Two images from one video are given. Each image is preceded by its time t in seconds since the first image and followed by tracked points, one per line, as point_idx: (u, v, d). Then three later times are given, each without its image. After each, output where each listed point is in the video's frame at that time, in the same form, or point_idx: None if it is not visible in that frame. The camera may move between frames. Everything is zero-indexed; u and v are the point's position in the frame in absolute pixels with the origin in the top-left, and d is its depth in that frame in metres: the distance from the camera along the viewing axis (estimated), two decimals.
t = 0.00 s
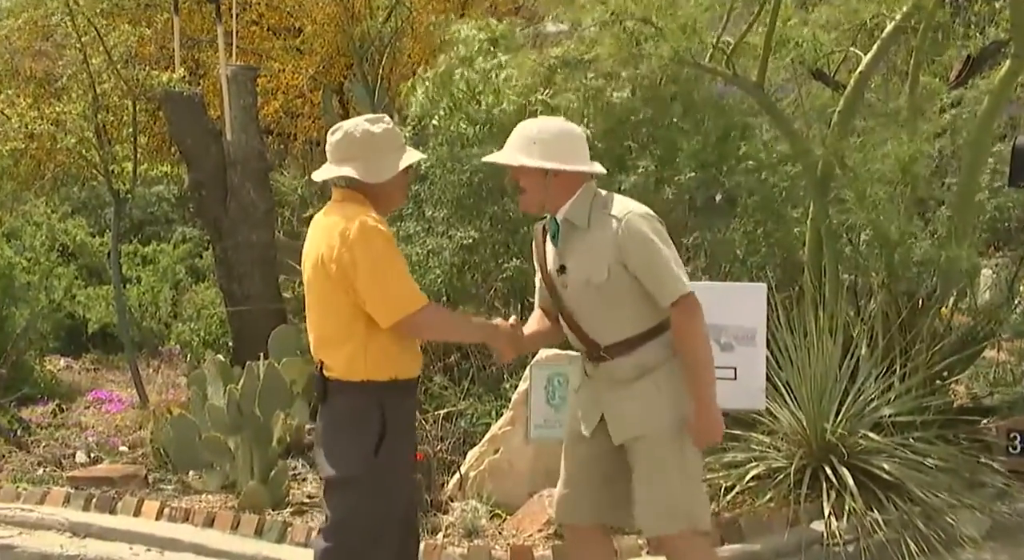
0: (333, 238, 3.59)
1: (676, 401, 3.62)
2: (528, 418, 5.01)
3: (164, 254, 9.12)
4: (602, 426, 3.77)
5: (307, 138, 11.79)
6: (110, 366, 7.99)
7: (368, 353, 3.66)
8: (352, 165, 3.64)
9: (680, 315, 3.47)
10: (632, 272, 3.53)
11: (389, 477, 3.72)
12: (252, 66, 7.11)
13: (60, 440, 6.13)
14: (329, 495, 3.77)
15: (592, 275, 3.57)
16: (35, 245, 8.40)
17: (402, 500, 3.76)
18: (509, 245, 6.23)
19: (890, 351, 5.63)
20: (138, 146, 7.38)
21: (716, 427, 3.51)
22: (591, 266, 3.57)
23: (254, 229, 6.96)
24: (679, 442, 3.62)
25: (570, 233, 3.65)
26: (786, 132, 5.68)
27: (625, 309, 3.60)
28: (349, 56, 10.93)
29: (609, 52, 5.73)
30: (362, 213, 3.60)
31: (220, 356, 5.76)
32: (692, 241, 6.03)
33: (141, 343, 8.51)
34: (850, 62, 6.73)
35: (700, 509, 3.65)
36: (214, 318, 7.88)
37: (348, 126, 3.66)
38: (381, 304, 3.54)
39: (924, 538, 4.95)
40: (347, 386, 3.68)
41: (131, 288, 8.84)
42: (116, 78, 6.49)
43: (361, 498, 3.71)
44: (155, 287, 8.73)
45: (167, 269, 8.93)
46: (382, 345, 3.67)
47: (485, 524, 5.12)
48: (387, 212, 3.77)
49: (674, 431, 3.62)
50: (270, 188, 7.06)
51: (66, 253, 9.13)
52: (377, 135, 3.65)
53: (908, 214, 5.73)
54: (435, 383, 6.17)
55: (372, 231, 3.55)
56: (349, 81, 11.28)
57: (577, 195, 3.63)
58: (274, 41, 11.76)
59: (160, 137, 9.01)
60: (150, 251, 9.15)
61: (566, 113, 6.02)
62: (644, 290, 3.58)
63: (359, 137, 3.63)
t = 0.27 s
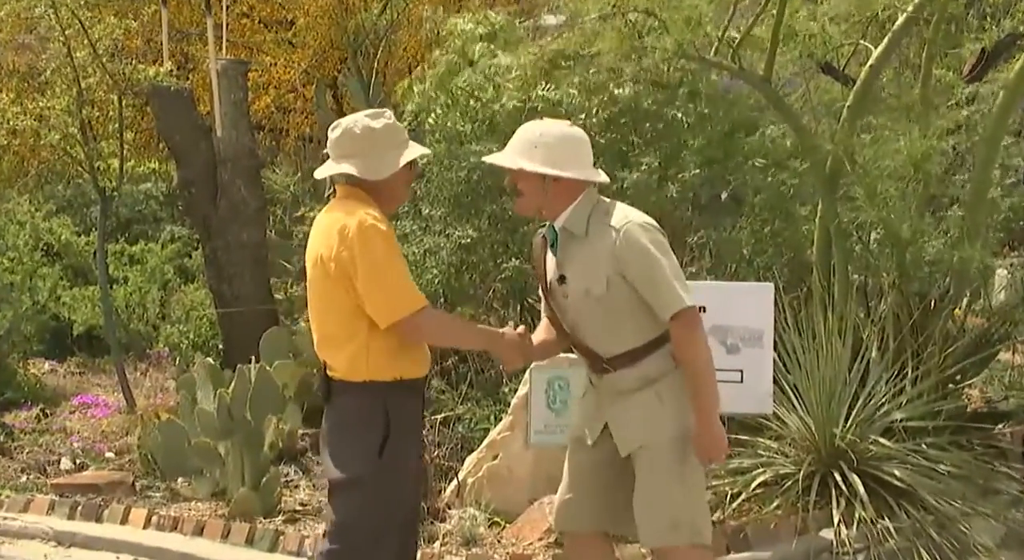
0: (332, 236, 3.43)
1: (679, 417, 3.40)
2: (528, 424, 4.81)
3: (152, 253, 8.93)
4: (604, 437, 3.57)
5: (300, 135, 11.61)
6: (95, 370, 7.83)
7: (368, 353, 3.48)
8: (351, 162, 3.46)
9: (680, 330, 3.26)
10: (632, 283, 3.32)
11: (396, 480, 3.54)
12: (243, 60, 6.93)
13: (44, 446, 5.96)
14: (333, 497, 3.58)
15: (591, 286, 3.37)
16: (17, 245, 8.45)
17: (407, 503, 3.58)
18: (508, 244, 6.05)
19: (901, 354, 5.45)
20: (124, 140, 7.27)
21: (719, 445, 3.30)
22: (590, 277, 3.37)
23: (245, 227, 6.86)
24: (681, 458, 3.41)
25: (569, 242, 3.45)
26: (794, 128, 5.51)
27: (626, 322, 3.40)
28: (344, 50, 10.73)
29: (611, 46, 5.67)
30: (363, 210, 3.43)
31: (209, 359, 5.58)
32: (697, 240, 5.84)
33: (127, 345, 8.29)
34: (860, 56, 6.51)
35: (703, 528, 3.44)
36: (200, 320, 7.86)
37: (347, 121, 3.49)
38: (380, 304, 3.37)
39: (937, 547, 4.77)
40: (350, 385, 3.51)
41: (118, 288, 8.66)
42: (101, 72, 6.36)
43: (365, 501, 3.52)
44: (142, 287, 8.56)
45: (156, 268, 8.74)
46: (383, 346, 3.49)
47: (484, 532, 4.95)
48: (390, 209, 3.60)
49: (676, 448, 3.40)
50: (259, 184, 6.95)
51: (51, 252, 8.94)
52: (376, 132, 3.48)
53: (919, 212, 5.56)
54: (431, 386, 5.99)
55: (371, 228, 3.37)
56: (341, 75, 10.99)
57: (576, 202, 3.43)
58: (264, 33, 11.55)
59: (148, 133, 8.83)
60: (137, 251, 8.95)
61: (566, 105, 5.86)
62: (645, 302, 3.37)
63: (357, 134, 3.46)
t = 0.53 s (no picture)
0: (323, 236, 3.28)
1: (684, 408, 3.24)
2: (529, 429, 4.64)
3: (141, 252, 8.75)
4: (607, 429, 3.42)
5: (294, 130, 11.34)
6: (82, 373, 7.71)
7: (368, 355, 3.31)
8: (346, 158, 3.29)
9: (691, 315, 3.11)
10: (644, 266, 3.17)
11: (404, 482, 3.37)
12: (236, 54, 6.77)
13: (30, 451, 5.79)
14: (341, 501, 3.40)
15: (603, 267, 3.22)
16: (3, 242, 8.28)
17: (414, 507, 3.40)
18: (508, 244, 5.87)
19: (914, 357, 5.28)
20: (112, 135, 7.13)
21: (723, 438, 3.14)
22: (602, 255, 3.22)
23: (237, 225, 6.74)
24: (686, 452, 3.24)
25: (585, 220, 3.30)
26: (804, 123, 5.34)
27: (636, 306, 3.25)
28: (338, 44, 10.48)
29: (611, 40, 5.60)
30: (354, 208, 3.27)
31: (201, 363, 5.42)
32: (702, 238, 5.64)
33: (115, 347, 8.16)
34: (873, 49, 6.37)
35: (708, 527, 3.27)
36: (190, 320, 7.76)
37: (344, 115, 3.33)
38: (372, 304, 3.20)
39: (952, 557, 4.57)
40: (353, 384, 3.35)
41: (106, 289, 8.49)
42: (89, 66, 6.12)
43: (370, 505, 3.34)
44: (130, 287, 8.40)
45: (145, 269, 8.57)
46: (383, 346, 3.31)
47: (484, 541, 4.75)
48: (390, 208, 3.42)
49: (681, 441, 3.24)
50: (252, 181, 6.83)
51: (36, 251, 8.74)
52: (374, 126, 3.30)
53: (934, 210, 5.37)
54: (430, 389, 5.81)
55: (359, 227, 3.21)
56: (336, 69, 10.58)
57: (595, 179, 3.28)
58: (257, 26, 11.17)
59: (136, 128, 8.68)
60: (126, 251, 8.77)
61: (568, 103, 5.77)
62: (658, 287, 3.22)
63: (351, 127, 3.29)
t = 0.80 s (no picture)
0: (321, 233, 3.10)
1: (705, 395, 3.14)
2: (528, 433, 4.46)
3: (128, 252, 8.57)
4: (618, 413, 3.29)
5: (286, 126, 11.07)
6: (67, 376, 7.58)
7: (367, 354, 3.11)
8: (331, 162, 3.12)
9: (724, 299, 3.01)
10: (687, 241, 3.07)
11: (403, 485, 3.18)
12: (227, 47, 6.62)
13: (14, 457, 5.63)
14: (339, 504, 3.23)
15: (641, 236, 3.12)
16: None
17: (416, 510, 3.22)
18: (508, 243, 5.71)
19: (927, 359, 5.09)
20: (98, 131, 6.98)
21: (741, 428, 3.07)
22: (643, 226, 3.12)
23: (229, 223, 6.61)
24: (703, 439, 3.15)
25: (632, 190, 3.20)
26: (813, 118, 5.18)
27: (668, 284, 3.14)
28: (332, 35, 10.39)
29: (617, 32, 5.42)
30: (351, 202, 3.09)
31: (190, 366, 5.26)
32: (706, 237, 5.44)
33: (101, 350, 8.06)
34: (883, 40, 6.28)
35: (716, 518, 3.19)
36: (179, 320, 7.63)
37: (318, 121, 3.15)
38: (371, 299, 3.02)
39: None
40: (351, 384, 3.15)
41: (92, 289, 8.32)
42: (75, 60, 6.03)
43: (369, 509, 3.17)
44: (116, 288, 8.25)
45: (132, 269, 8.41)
46: (382, 344, 3.11)
47: (483, 550, 4.51)
48: (388, 205, 3.24)
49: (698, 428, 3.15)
50: (243, 177, 6.70)
51: (20, 250, 8.54)
52: (352, 120, 3.12)
53: (947, 208, 5.19)
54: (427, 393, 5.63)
55: (357, 221, 3.03)
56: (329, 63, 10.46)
57: (651, 150, 3.17)
58: (248, 18, 10.84)
59: (123, 122, 8.56)
60: (113, 250, 8.59)
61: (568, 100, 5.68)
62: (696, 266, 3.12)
63: (331, 129, 3.11)
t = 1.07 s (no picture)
0: (315, 227, 2.92)
1: (754, 397, 3.00)
2: (528, 440, 4.31)
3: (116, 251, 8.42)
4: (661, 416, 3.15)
5: (277, 122, 10.90)
6: (51, 382, 7.49)
7: (359, 353, 2.92)
8: (333, 154, 2.93)
9: (776, 300, 2.86)
10: (744, 238, 2.91)
11: (392, 492, 2.98)
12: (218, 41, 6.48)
13: None
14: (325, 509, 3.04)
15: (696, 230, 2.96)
16: None
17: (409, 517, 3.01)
18: (507, 242, 5.54)
19: (939, 363, 4.92)
20: (85, 127, 6.84)
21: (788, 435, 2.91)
22: (696, 219, 2.97)
23: (218, 222, 6.48)
24: (749, 445, 3.01)
25: (688, 181, 3.05)
26: (821, 112, 5.03)
27: (719, 281, 2.98)
28: (326, 30, 10.27)
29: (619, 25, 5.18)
30: (344, 197, 2.91)
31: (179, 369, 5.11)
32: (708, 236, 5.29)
33: (87, 352, 8.03)
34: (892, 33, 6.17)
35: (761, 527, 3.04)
36: (167, 321, 7.52)
37: (323, 112, 2.96)
38: (365, 296, 2.84)
39: None
40: (342, 384, 2.96)
41: (79, 290, 8.16)
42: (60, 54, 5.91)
43: (358, 515, 2.96)
44: (105, 288, 8.10)
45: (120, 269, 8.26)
46: (376, 343, 2.92)
47: None
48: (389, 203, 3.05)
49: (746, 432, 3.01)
50: (234, 175, 6.56)
51: (6, 250, 8.38)
52: (357, 114, 2.93)
53: (959, 206, 5.03)
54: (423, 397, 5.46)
55: (351, 216, 2.85)
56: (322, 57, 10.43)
57: (709, 142, 3.02)
58: (238, 10, 10.83)
59: (109, 118, 8.46)
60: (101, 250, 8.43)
61: (568, 95, 5.57)
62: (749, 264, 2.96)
63: (335, 121, 2.92)
